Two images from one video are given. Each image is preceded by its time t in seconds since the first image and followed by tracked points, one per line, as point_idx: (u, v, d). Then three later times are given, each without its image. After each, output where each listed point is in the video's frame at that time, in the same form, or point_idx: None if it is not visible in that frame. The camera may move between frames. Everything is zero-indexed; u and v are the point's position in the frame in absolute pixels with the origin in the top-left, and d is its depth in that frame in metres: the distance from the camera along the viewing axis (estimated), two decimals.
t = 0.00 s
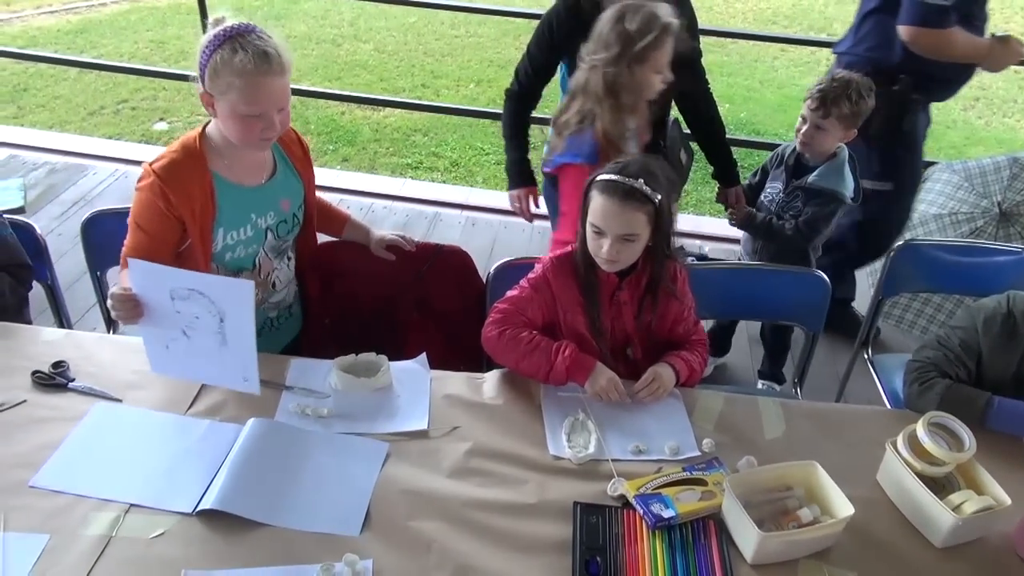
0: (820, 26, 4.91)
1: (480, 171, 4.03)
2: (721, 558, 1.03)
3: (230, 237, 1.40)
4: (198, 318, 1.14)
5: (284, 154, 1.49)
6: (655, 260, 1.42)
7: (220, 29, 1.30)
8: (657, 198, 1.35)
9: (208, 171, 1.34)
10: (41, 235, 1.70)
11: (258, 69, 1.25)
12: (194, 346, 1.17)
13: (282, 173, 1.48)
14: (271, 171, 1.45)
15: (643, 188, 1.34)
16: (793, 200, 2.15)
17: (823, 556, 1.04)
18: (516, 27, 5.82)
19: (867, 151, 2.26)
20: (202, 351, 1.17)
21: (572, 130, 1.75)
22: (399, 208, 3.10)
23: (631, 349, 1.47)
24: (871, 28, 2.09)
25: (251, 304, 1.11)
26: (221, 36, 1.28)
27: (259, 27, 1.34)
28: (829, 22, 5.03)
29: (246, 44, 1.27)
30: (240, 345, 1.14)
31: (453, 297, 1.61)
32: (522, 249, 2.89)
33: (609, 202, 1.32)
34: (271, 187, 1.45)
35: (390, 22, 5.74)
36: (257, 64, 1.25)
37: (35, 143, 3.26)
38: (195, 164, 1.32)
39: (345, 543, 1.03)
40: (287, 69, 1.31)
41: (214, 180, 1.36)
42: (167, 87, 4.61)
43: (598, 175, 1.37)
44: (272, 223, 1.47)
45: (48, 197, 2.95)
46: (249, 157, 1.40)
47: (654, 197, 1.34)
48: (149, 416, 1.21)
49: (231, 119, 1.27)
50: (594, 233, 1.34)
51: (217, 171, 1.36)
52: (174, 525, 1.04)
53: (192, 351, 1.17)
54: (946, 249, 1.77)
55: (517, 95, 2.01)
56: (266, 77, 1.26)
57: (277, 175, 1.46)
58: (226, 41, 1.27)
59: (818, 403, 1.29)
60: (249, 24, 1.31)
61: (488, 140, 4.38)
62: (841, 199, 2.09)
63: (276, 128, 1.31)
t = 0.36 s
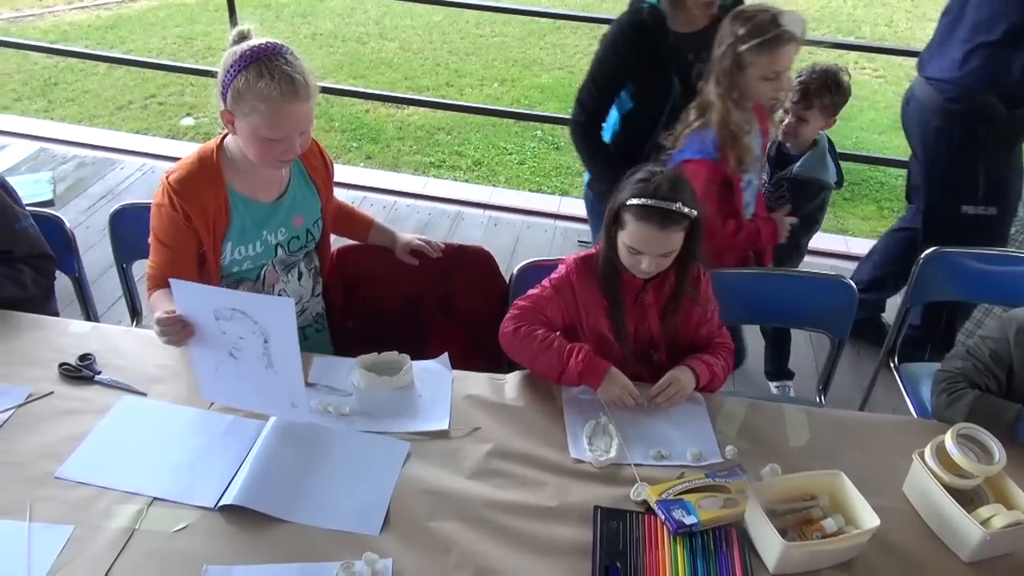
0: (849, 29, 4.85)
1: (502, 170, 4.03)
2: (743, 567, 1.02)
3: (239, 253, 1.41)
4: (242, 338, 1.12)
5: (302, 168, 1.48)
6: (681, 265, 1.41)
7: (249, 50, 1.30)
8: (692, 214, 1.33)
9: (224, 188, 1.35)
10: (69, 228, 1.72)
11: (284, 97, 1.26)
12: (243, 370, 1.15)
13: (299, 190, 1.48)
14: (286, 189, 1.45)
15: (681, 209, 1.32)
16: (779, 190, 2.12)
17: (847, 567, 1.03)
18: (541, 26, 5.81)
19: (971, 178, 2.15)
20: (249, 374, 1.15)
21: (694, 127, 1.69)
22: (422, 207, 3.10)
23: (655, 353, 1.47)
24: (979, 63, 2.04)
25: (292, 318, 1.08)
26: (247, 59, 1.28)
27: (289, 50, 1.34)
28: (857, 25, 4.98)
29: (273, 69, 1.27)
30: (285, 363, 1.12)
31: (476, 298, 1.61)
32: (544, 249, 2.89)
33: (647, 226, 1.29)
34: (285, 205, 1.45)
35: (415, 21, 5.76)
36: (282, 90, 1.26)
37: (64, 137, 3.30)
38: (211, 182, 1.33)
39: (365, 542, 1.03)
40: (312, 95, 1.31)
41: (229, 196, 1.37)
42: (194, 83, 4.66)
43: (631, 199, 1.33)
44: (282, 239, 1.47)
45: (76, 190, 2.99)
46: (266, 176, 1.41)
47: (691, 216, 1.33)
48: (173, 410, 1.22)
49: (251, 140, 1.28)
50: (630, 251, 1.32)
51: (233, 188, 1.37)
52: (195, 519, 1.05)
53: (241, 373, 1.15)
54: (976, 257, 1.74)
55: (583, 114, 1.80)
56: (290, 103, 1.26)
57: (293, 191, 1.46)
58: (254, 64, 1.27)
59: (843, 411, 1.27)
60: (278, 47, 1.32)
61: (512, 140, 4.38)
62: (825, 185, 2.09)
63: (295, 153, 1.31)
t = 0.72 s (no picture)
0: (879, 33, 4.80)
1: (526, 170, 4.02)
2: None
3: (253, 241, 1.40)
4: (257, 353, 1.12)
5: (318, 154, 1.46)
6: (708, 270, 1.39)
7: (254, 28, 1.31)
8: (720, 224, 1.31)
9: (236, 173, 1.35)
10: (99, 222, 1.74)
11: (280, 68, 1.25)
12: (265, 375, 1.16)
13: (315, 176, 1.45)
14: (301, 177, 1.43)
15: (708, 219, 1.30)
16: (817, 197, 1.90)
17: None
18: (567, 26, 5.79)
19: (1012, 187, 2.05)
20: (272, 377, 1.16)
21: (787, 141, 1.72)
22: (446, 206, 3.10)
23: (679, 357, 1.45)
24: None
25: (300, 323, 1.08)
26: (248, 35, 1.29)
27: (297, 29, 1.34)
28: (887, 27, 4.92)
29: (274, 43, 1.27)
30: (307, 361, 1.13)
31: (499, 297, 1.60)
32: (568, 250, 2.88)
33: (673, 237, 1.28)
34: (298, 193, 1.42)
35: (442, 20, 5.77)
36: (279, 63, 1.25)
37: (95, 131, 3.34)
38: (223, 165, 1.33)
39: (387, 540, 1.03)
40: (313, 71, 1.30)
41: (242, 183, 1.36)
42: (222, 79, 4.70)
43: (658, 208, 1.31)
44: (297, 228, 1.44)
45: (106, 184, 3.02)
46: (280, 163, 1.39)
47: (719, 225, 1.30)
48: (198, 404, 1.23)
49: (249, 116, 1.28)
50: (656, 260, 1.31)
51: (245, 174, 1.36)
52: (219, 514, 1.05)
53: (265, 379, 1.16)
54: (1010, 265, 1.70)
55: (670, 130, 1.85)
56: (286, 76, 1.26)
57: (308, 181, 1.44)
58: (255, 39, 1.28)
59: (871, 420, 1.25)
60: (284, 25, 1.32)
61: (536, 139, 4.37)
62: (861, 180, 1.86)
63: (293, 132, 1.30)
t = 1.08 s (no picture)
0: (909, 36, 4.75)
1: (549, 169, 4.01)
2: None
3: (269, 254, 1.42)
4: (259, 333, 1.09)
5: (334, 166, 1.46)
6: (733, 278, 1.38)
7: (264, 43, 1.33)
8: (747, 233, 1.29)
9: (252, 185, 1.38)
10: (127, 215, 1.75)
11: (292, 79, 1.26)
12: (253, 369, 1.10)
13: (331, 194, 1.46)
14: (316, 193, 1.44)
15: (735, 227, 1.28)
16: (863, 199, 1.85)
17: None
18: (592, 26, 5.78)
19: None
20: (260, 374, 1.10)
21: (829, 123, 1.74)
22: (469, 205, 3.10)
23: (699, 362, 1.44)
24: None
25: (314, 317, 1.04)
26: (263, 49, 1.31)
27: (306, 42, 1.35)
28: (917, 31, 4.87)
29: (284, 55, 1.28)
30: (299, 367, 1.07)
31: (523, 297, 1.60)
32: (590, 251, 2.87)
33: (699, 244, 1.26)
34: (312, 209, 1.43)
35: (466, 18, 5.77)
36: (291, 74, 1.26)
37: (123, 125, 3.38)
38: (241, 180, 1.38)
39: (405, 540, 1.03)
40: (325, 83, 1.31)
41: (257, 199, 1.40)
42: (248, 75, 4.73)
43: (685, 213, 1.30)
44: (310, 245, 1.44)
45: (133, 177, 3.05)
46: (299, 176, 1.41)
47: (746, 234, 1.29)
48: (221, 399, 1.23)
49: (264, 126, 1.29)
50: (680, 266, 1.29)
51: (262, 189, 1.40)
52: (240, 509, 1.06)
53: (251, 373, 1.11)
54: None
55: (711, 148, 1.69)
56: (298, 88, 1.27)
57: (324, 196, 1.45)
58: (268, 52, 1.29)
59: (898, 431, 1.23)
60: (293, 38, 1.34)
61: (559, 139, 4.37)
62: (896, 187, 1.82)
63: (307, 141, 1.30)
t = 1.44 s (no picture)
0: (939, 41, 4.68)
1: (571, 170, 4.00)
2: None
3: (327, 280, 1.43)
4: (372, 312, 1.12)
5: (370, 190, 1.48)
6: (755, 286, 1.35)
7: (282, 89, 1.34)
8: (770, 241, 1.27)
9: (298, 218, 1.40)
10: (153, 209, 1.76)
11: (323, 114, 1.28)
12: (356, 351, 1.13)
13: (367, 218, 1.47)
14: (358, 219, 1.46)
15: (757, 234, 1.25)
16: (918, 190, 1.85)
17: None
18: (616, 26, 5.76)
19: None
20: (364, 357, 1.13)
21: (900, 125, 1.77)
22: (490, 204, 3.10)
23: (718, 366, 1.43)
24: None
25: (434, 290, 1.12)
26: (281, 95, 1.32)
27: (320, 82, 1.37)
28: (946, 36, 4.80)
29: (306, 97, 1.30)
30: (411, 344, 1.12)
31: (543, 300, 1.59)
32: (611, 253, 2.85)
33: (721, 251, 1.24)
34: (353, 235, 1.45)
35: (491, 17, 5.77)
36: (320, 109, 1.28)
37: (149, 119, 3.41)
38: (286, 213, 1.40)
39: (425, 541, 1.02)
40: (349, 112, 1.33)
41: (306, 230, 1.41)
42: (273, 71, 4.76)
43: (709, 220, 1.28)
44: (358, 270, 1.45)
45: (158, 171, 3.08)
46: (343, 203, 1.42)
47: (769, 241, 1.26)
48: (243, 394, 1.24)
49: (305, 168, 1.30)
50: (701, 272, 1.28)
51: (308, 221, 1.41)
52: (261, 505, 1.06)
53: (356, 355, 1.13)
54: None
55: (749, 156, 1.66)
56: (331, 120, 1.28)
57: (363, 221, 1.47)
58: (291, 95, 1.31)
59: (925, 444, 1.21)
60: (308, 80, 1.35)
61: (581, 139, 4.35)
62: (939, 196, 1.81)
63: (349, 171, 1.31)
